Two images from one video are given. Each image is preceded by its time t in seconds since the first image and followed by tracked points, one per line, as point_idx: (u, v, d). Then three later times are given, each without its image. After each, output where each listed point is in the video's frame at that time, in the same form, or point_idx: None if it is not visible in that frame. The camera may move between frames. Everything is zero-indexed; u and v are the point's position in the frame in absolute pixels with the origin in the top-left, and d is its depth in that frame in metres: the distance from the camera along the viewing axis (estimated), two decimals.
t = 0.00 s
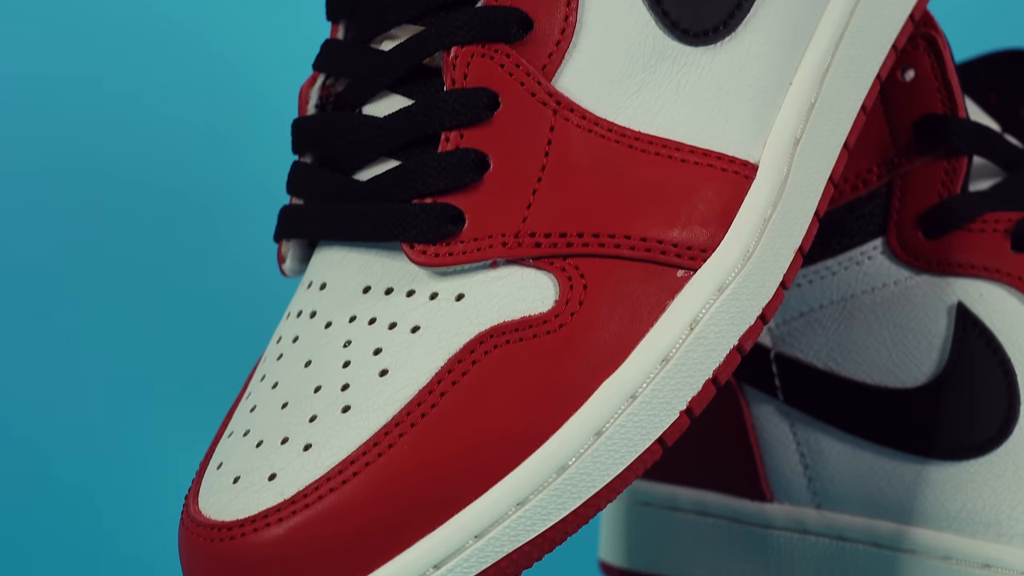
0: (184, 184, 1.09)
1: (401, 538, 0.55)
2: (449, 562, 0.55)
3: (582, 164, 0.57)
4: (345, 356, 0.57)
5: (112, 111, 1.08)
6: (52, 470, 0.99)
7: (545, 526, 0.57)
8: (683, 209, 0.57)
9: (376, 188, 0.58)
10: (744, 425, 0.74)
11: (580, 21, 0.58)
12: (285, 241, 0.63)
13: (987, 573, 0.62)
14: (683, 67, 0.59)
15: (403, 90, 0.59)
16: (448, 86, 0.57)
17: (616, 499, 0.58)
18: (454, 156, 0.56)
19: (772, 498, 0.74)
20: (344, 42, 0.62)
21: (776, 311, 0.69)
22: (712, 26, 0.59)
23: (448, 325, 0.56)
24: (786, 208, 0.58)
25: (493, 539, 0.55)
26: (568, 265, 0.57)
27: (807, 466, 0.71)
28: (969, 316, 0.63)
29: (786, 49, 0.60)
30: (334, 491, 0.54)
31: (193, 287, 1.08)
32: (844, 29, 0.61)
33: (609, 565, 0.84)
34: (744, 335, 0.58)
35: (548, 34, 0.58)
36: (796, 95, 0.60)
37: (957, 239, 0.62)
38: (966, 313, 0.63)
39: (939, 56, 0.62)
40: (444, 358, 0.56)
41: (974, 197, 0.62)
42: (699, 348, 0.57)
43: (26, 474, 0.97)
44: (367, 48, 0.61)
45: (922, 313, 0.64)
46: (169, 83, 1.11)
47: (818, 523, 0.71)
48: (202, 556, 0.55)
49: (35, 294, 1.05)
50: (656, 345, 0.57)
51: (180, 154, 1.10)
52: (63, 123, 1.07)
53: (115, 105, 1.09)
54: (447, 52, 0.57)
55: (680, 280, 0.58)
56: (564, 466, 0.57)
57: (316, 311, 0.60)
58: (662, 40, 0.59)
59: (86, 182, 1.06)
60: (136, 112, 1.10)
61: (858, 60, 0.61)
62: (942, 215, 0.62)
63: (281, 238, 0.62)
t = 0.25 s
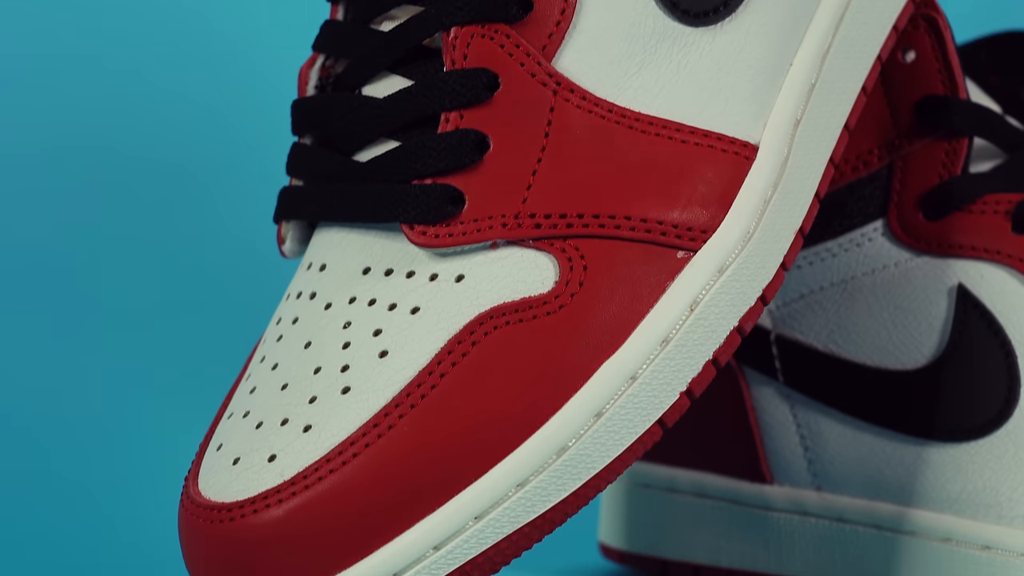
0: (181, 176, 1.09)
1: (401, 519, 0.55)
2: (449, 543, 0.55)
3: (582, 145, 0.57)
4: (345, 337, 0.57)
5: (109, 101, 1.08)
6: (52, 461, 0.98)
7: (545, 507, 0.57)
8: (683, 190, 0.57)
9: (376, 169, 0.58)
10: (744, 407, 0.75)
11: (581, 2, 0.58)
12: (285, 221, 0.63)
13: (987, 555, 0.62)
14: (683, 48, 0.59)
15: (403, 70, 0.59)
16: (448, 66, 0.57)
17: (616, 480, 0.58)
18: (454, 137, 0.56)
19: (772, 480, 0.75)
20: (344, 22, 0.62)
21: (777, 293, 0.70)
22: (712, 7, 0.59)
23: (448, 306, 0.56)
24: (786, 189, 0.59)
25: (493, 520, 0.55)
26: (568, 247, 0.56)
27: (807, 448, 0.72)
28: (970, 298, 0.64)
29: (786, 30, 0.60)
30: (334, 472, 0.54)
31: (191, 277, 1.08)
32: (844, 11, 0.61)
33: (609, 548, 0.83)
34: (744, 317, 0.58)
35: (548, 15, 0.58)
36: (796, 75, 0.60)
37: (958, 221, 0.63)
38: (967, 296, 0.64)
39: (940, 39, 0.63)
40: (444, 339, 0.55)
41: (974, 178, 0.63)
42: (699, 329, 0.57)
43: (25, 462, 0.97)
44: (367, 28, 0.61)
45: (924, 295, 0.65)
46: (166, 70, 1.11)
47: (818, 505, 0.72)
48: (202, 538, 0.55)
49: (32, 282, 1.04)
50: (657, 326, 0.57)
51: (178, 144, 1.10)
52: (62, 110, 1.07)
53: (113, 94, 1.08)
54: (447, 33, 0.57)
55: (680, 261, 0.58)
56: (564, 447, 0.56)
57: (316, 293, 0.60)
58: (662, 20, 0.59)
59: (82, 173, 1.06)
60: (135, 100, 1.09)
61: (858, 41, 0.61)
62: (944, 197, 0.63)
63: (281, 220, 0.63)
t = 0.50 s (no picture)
0: (179, 167, 1.09)
1: (401, 501, 0.55)
2: (449, 526, 0.55)
3: (582, 126, 0.57)
4: (344, 320, 0.57)
5: (106, 95, 1.08)
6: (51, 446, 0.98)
7: (545, 489, 0.57)
8: (683, 171, 0.57)
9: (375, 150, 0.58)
10: (744, 390, 0.75)
11: None
12: (285, 204, 0.63)
13: (987, 537, 0.62)
14: (683, 30, 0.60)
15: (403, 52, 0.59)
16: (448, 48, 0.57)
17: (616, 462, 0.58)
18: (454, 119, 0.56)
19: (772, 463, 0.75)
20: (344, 4, 0.62)
21: (776, 275, 0.70)
22: None
23: (448, 288, 0.56)
24: (787, 171, 0.59)
25: (493, 502, 0.55)
26: (567, 229, 0.56)
27: (807, 430, 0.72)
28: (970, 281, 0.64)
29: (786, 12, 0.60)
30: (334, 455, 0.54)
31: (190, 267, 1.08)
32: None
33: (608, 531, 0.83)
34: (744, 299, 0.58)
35: None
36: (796, 57, 0.60)
37: (958, 204, 0.64)
38: (967, 278, 0.64)
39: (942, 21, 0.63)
40: (444, 321, 0.55)
41: (975, 160, 0.63)
42: (700, 311, 0.57)
43: (24, 452, 0.97)
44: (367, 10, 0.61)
45: (924, 278, 0.65)
46: (165, 65, 1.11)
47: (818, 488, 0.72)
48: (202, 520, 0.55)
49: (30, 276, 1.04)
50: (657, 308, 0.57)
51: (176, 135, 1.10)
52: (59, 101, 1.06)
53: (110, 85, 1.08)
54: (446, 14, 0.57)
55: (680, 244, 0.58)
56: (564, 429, 0.56)
57: (316, 275, 0.60)
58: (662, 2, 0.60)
59: (80, 162, 1.06)
60: (132, 92, 1.09)
61: (857, 24, 0.61)
62: (944, 180, 0.63)
63: (280, 201, 0.63)
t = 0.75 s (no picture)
0: (177, 161, 1.09)
1: (401, 485, 0.54)
2: (449, 509, 0.55)
3: (582, 109, 0.57)
4: (344, 303, 0.57)
5: (105, 79, 1.07)
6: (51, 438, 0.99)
7: (545, 473, 0.57)
8: (684, 154, 0.57)
9: (375, 133, 0.58)
10: (744, 373, 0.75)
11: None
12: (285, 187, 0.63)
13: (987, 521, 0.63)
14: (684, 12, 0.60)
15: (402, 35, 0.59)
16: (447, 31, 0.57)
17: (616, 446, 0.58)
18: (454, 102, 0.56)
19: (772, 447, 0.74)
20: None
21: (777, 259, 0.70)
22: None
23: (447, 271, 0.56)
24: (787, 154, 0.59)
25: (493, 485, 0.55)
26: (568, 212, 0.56)
27: (807, 415, 0.72)
28: (971, 265, 0.64)
29: None
30: (334, 438, 0.54)
31: (189, 259, 1.09)
32: None
33: (609, 514, 0.84)
34: (744, 283, 0.58)
35: None
36: (797, 40, 0.60)
37: (960, 187, 0.64)
38: (968, 262, 0.64)
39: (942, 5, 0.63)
40: (444, 305, 0.55)
41: (975, 144, 0.64)
42: (699, 295, 0.57)
43: (25, 440, 0.97)
44: None
45: (925, 262, 0.65)
46: (160, 52, 1.10)
47: (818, 472, 0.72)
48: (202, 504, 0.55)
49: (29, 259, 1.04)
50: (657, 292, 0.57)
51: (173, 127, 1.10)
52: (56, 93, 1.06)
53: (108, 75, 1.07)
54: None
55: (680, 227, 0.58)
56: (564, 412, 0.56)
57: (315, 259, 0.60)
58: None
59: (80, 142, 1.06)
60: (129, 81, 1.08)
61: (858, 7, 0.61)
62: (944, 163, 0.63)
63: (280, 184, 0.63)
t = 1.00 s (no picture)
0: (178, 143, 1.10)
1: (401, 469, 0.54)
2: (449, 493, 0.55)
3: (583, 93, 0.57)
4: (344, 287, 0.57)
5: (104, 60, 1.07)
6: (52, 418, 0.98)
7: (545, 457, 0.57)
8: (684, 137, 0.57)
9: (375, 117, 0.58)
10: (744, 358, 0.75)
11: None
12: (284, 171, 0.63)
13: (987, 506, 0.63)
14: None
15: (402, 19, 0.60)
16: (448, 14, 0.58)
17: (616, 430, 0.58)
18: (454, 86, 0.56)
19: (772, 432, 0.75)
20: None
21: (777, 243, 0.71)
22: None
23: (447, 255, 0.56)
24: (788, 137, 0.59)
25: (493, 469, 0.55)
26: (568, 195, 0.56)
27: (807, 399, 0.72)
28: (972, 249, 0.64)
29: None
30: (333, 422, 0.54)
31: (189, 241, 1.10)
32: None
33: (608, 500, 0.84)
34: (744, 267, 0.58)
35: None
36: (799, 23, 0.60)
37: (960, 171, 0.64)
38: (969, 245, 0.64)
39: None
40: (444, 289, 0.55)
41: (976, 127, 0.64)
42: (700, 279, 0.57)
43: (25, 421, 0.97)
44: None
45: (926, 245, 0.66)
46: (160, 46, 1.09)
47: (818, 455, 0.72)
48: (201, 487, 0.55)
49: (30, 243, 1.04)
50: (657, 276, 0.57)
51: (174, 115, 1.10)
52: (54, 83, 1.05)
53: (107, 62, 1.07)
54: None
55: (681, 211, 0.57)
56: (564, 396, 0.56)
57: (315, 243, 0.60)
58: None
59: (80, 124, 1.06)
60: (129, 74, 1.08)
61: None
62: (945, 146, 0.63)
63: (280, 168, 0.63)
